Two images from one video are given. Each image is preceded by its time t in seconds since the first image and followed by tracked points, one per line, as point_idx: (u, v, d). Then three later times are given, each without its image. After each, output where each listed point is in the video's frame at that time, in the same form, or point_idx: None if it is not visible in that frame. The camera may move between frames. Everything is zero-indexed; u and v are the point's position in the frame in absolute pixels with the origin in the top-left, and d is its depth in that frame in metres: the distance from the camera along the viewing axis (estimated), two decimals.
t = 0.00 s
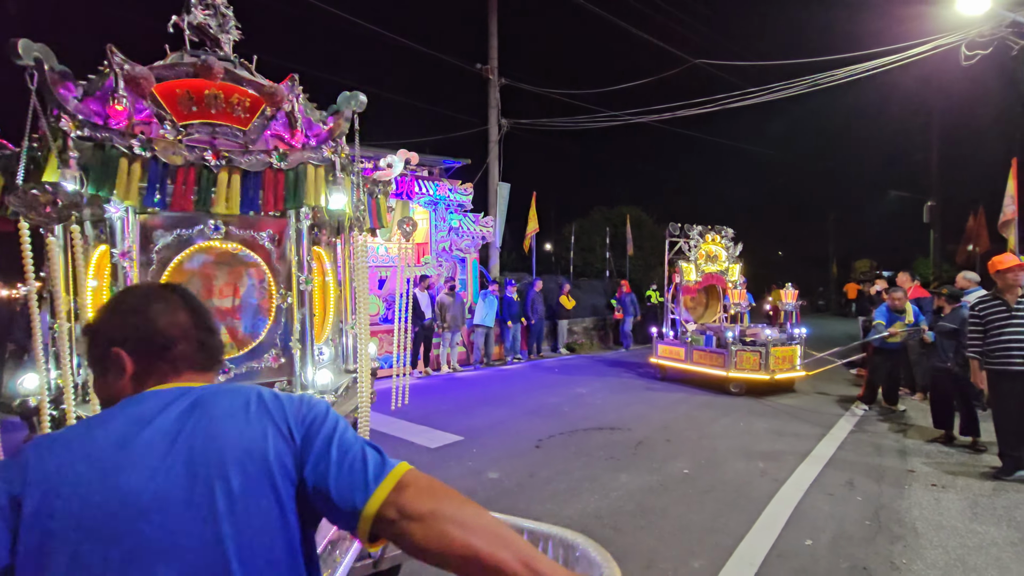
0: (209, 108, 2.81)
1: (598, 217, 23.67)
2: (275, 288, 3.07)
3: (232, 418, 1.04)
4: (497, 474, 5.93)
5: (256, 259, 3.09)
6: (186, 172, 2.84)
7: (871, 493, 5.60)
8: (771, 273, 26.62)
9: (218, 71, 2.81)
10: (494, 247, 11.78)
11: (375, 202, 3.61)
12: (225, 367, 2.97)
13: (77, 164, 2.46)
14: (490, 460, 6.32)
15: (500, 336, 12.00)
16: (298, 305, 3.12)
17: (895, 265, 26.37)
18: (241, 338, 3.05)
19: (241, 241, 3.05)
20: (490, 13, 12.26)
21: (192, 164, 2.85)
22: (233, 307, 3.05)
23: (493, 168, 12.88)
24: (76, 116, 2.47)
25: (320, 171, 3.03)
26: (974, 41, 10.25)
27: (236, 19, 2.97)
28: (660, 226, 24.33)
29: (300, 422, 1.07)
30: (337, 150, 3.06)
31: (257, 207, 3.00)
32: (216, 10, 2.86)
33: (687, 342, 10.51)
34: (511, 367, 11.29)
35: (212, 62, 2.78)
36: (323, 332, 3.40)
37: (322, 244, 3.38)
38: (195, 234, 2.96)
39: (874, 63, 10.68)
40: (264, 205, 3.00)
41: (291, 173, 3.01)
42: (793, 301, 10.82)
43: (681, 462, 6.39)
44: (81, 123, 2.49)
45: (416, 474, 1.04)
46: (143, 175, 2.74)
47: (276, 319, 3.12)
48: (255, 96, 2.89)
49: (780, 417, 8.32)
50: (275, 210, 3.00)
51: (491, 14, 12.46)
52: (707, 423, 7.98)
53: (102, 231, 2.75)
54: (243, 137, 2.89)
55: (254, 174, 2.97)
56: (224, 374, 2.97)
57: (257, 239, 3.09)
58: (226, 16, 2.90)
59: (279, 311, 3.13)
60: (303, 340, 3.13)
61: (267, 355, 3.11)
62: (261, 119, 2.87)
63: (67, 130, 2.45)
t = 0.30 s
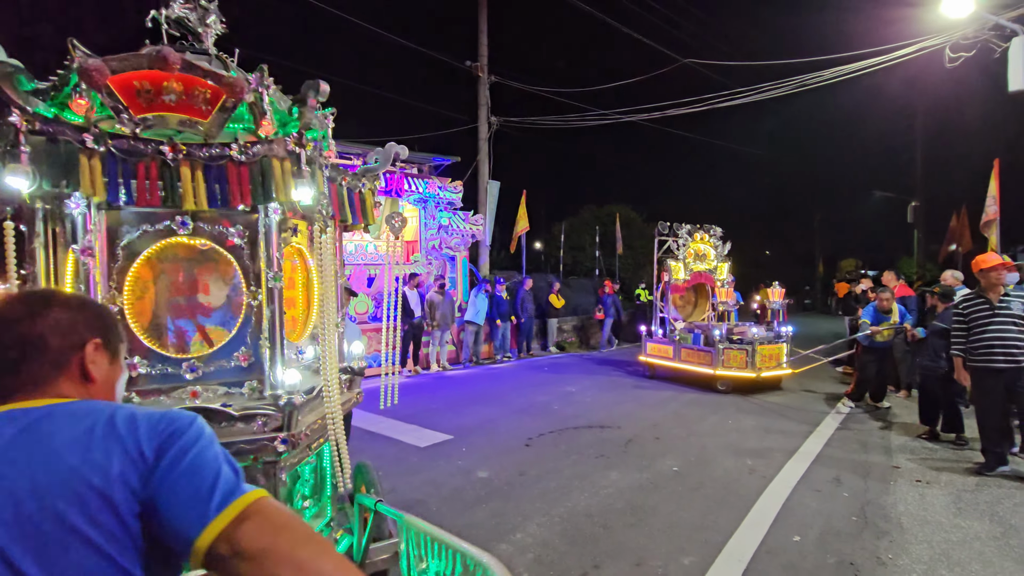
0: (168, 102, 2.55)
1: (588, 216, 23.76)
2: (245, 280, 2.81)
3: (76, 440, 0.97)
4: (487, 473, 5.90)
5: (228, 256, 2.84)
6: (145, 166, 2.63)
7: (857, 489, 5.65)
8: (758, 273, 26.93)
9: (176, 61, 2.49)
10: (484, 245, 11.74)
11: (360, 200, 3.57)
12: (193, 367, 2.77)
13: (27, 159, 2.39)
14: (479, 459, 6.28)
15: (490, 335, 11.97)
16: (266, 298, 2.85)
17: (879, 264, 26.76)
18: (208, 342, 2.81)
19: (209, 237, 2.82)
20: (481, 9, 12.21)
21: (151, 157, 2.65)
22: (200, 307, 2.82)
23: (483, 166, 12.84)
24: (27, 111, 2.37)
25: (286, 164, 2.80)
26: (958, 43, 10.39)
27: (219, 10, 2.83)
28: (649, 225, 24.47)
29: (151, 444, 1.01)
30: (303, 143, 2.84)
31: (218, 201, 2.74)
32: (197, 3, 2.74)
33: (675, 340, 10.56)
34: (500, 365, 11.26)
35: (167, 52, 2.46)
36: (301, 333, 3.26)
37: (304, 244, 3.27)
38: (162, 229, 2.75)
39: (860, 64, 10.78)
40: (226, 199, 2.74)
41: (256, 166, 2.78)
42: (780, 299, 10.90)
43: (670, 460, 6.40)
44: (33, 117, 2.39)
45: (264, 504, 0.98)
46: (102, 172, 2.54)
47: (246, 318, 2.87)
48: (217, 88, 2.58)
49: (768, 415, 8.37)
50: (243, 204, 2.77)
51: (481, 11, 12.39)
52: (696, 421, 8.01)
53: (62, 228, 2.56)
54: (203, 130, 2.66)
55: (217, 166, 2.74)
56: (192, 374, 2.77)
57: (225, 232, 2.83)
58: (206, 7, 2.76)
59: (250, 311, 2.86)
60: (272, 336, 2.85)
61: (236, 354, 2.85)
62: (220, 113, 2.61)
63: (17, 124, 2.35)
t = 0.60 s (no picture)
0: (131, 95, 2.23)
1: (581, 216, 23.86)
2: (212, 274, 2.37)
3: None
4: (481, 471, 5.86)
5: (202, 256, 2.43)
6: (100, 161, 2.20)
7: (849, 486, 5.67)
8: (750, 272, 27.16)
9: (133, 51, 2.15)
10: (477, 244, 11.69)
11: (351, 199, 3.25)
12: (164, 365, 2.38)
13: None
14: (472, 458, 6.24)
15: (483, 334, 11.93)
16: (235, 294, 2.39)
17: (869, 264, 27.00)
18: (181, 339, 2.41)
19: (182, 233, 2.40)
20: (474, 8, 12.21)
21: (109, 151, 2.21)
22: (173, 302, 2.40)
23: (477, 164, 12.78)
24: None
25: (247, 156, 2.27)
26: (948, 44, 10.47)
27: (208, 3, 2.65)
28: (642, 224, 24.60)
29: None
30: (268, 134, 2.27)
31: (174, 195, 2.29)
32: None
33: (668, 339, 10.58)
34: (494, 364, 11.24)
35: (123, 41, 2.13)
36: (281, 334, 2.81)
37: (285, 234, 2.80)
38: (130, 225, 2.34)
39: (851, 64, 10.84)
40: (180, 192, 2.28)
41: (217, 159, 2.28)
42: (772, 298, 10.93)
43: (664, 458, 6.39)
44: None
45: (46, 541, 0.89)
46: (56, 166, 2.14)
47: (219, 316, 2.44)
48: (179, 79, 2.24)
49: (761, 413, 8.39)
50: (198, 198, 2.31)
51: (475, 9, 12.35)
52: (690, 419, 8.01)
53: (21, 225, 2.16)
54: (167, 125, 2.34)
55: (175, 159, 2.28)
56: (163, 376, 2.37)
57: (198, 213, 2.41)
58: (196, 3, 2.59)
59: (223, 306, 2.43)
60: (246, 336, 2.39)
61: (211, 351, 2.43)
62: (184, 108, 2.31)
63: None
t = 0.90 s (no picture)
0: (89, 88, 2.07)
1: (574, 215, 23.86)
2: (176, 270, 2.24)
3: None
4: (474, 472, 5.82)
5: (171, 251, 2.31)
6: (57, 155, 2.13)
7: (842, 485, 5.68)
8: (742, 272, 27.32)
9: (88, 42, 1.97)
10: (470, 243, 11.64)
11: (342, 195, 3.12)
12: (134, 363, 2.26)
13: None
14: (465, 458, 6.19)
15: (476, 333, 11.88)
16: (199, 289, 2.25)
17: (859, 265, 27.22)
18: (152, 336, 2.29)
19: (152, 228, 2.29)
20: (467, 6, 12.15)
21: (66, 146, 2.14)
22: (145, 299, 2.29)
23: (471, 163, 12.71)
24: None
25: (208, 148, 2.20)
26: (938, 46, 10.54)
27: None
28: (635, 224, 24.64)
29: None
30: (227, 125, 2.18)
31: (136, 190, 2.21)
32: None
33: (659, 338, 10.59)
34: (487, 363, 11.20)
35: (78, 33, 1.94)
36: (266, 331, 2.68)
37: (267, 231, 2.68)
38: (100, 221, 2.25)
39: (843, 65, 10.88)
40: (142, 188, 2.21)
41: (177, 152, 2.19)
42: (763, 298, 10.96)
43: (658, 457, 6.37)
44: None
45: None
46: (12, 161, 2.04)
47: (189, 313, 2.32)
48: (137, 71, 2.07)
49: (753, 412, 8.40)
50: (164, 195, 2.22)
51: (468, 7, 12.28)
52: (683, 418, 8.00)
53: None
54: (124, 118, 2.14)
55: (136, 153, 2.19)
56: (134, 375, 2.26)
57: (168, 208, 2.29)
58: None
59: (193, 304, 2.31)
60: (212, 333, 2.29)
61: (179, 351, 2.30)
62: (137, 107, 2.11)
63: None
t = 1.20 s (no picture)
0: (38, 80, 2.02)
1: (566, 216, 23.94)
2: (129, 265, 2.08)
3: None
4: (466, 472, 5.78)
5: (136, 248, 2.18)
6: (5, 149, 1.99)
7: (832, 484, 5.71)
8: (732, 273, 27.54)
9: (32, 32, 1.93)
10: (462, 243, 11.62)
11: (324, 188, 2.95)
12: (96, 362, 2.15)
13: None
14: (457, 459, 6.14)
15: (468, 334, 11.85)
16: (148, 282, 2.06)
17: (848, 266, 27.51)
18: (117, 334, 2.17)
19: (115, 225, 2.16)
20: (460, 6, 12.13)
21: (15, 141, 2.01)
22: (112, 296, 2.18)
23: (463, 163, 12.67)
24: None
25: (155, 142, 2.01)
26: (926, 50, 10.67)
27: None
28: (627, 225, 24.74)
29: None
30: (175, 115, 1.96)
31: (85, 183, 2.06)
32: None
33: (651, 339, 10.61)
34: (479, 364, 11.18)
35: (22, 22, 1.90)
36: (243, 331, 2.53)
37: (243, 226, 2.53)
38: (65, 218, 2.14)
39: (833, 68, 10.97)
40: (89, 183, 2.05)
41: (123, 146, 2.03)
42: (754, 298, 11.01)
43: (649, 457, 6.36)
44: None
45: None
46: None
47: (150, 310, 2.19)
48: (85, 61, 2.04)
49: (744, 412, 8.44)
50: (105, 189, 2.05)
51: (461, 7, 12.26)
52: (674, 418, 8.02)
53: None
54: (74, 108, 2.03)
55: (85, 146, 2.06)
56: (97, 373, 2.15)
57: (128, 201, 2.16)
58: None
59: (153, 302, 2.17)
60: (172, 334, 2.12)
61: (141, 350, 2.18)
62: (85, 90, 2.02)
63: None
